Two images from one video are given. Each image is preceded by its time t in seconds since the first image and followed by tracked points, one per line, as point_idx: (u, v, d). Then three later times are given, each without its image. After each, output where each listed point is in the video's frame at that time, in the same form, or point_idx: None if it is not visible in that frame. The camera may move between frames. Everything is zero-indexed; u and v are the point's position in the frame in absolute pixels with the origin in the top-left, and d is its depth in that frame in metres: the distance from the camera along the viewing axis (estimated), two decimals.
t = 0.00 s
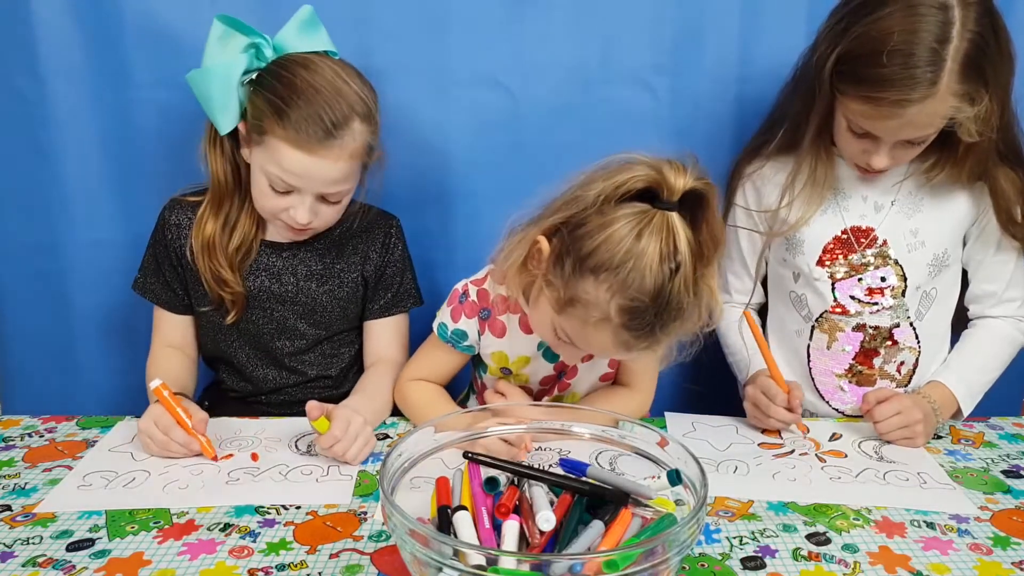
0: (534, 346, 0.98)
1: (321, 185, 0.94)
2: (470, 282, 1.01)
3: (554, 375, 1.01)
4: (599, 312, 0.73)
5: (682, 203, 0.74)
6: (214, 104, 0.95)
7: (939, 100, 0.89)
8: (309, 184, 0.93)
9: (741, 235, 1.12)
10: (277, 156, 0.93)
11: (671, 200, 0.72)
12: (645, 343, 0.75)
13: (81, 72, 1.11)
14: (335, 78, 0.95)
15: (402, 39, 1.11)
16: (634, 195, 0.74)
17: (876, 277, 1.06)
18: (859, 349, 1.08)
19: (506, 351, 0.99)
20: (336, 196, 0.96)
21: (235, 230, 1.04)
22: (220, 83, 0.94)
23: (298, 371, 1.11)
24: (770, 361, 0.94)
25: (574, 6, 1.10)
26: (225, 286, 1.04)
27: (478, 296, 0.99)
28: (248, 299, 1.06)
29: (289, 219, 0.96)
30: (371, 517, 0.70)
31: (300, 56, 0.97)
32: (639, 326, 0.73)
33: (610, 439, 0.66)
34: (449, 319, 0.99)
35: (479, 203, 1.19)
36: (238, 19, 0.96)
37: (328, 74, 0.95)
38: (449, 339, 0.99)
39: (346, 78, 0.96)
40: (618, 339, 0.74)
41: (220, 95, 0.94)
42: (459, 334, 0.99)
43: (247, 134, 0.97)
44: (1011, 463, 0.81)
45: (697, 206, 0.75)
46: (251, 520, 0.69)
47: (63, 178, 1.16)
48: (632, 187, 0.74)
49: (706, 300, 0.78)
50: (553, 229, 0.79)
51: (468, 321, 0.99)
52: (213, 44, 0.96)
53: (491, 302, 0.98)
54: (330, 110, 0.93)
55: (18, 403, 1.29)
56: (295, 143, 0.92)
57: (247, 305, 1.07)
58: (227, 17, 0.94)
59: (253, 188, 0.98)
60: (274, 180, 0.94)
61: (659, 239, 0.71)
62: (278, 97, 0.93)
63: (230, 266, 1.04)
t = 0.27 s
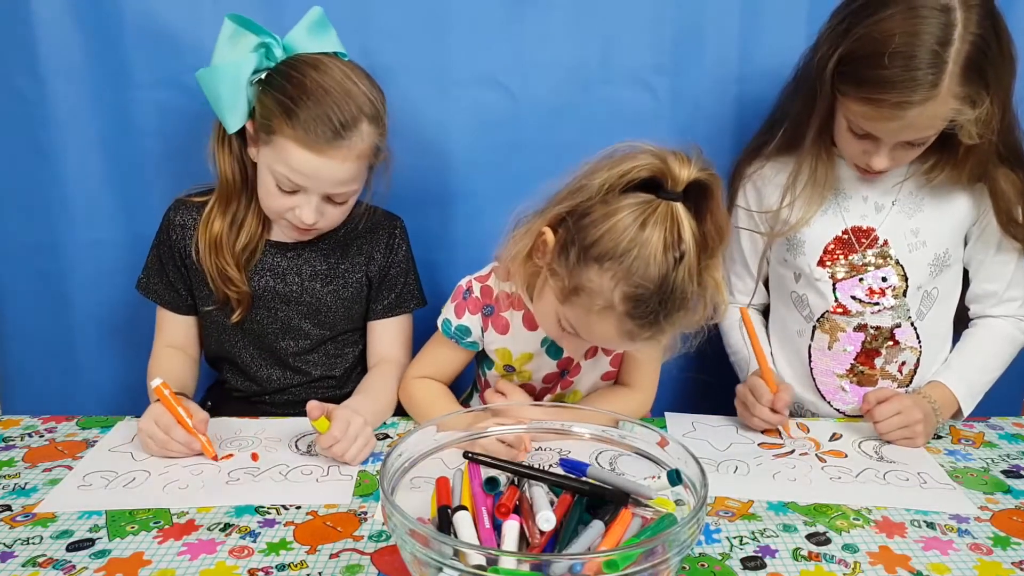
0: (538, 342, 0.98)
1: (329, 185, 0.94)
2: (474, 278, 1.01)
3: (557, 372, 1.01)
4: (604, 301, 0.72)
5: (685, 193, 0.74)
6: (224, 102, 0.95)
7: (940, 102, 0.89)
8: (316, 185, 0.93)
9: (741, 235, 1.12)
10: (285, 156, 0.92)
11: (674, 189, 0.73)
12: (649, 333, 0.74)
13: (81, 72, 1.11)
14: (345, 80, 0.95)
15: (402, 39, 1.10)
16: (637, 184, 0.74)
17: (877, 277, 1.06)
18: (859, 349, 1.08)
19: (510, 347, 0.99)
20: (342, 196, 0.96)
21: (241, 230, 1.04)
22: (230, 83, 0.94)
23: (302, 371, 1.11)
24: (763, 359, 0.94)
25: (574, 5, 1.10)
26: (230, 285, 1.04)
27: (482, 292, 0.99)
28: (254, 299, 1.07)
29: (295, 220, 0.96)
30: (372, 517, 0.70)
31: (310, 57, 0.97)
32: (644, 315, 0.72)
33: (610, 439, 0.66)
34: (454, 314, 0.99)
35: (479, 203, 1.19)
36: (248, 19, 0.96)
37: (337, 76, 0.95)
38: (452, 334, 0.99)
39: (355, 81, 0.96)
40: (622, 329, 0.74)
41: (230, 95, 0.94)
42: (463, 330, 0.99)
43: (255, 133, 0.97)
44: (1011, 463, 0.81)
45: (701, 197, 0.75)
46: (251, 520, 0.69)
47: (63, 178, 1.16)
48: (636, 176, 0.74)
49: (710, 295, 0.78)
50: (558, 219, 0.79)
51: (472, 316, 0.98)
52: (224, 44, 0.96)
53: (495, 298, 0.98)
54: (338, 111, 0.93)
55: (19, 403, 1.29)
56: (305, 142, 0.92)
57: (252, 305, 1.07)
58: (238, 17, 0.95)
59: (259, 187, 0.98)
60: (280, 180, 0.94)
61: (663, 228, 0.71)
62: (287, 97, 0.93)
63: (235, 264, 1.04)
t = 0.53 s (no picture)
0: (542, 341, 0.98)
1: (335, 184, 0.94)
2: (477, 277, 1.01)
3: (560, 371, 1.01)
4: (609, 299, 0.72)
5: (690, 192, 0.75)
6: (232, 100, 0.95)
7: (942, 103, 0.89)
8: (323, 184, 0.93)
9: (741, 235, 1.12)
10: (293, 154, 0.92)
11: (680, 188, 0.73)
12: (653, 331, 0.74)
13: (81, 72, 1.11)
14: (353, 80, 0.95)
15: (402, 39, 1.10)
16: (642, 182, 0.74)
17: (878, 277, 1.06)
18: (860, 349, 1.08)
19: (514, 346, 0.99)
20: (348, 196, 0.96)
21: (246, 229, 1.04)
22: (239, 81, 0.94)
23: (305, 371, 1.11)
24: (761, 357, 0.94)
25: (574, 5, 1.10)
26: (234, 283, 1.05)
27: (485, 292, 0.99)
28: (257, 297, 1.07)
29: (301, 220, 0.96)
30: (372, 517, 0.70)
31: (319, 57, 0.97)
32: (649, 313, 0.72)
33: (610, 439, 0.66)
34: (457, 314, 0.99)
35: (479, 203, 1.19)
36: (260, 18, 0.96)
37: (345, 75, 0.95)
38: (455, 334, 0.99)
39: (363, 80, 0.96)
40: (627, 327, 0.74)
41: (238, 93, 0.95)
42: (465, 329, 0.99)
43: (262, 132, 0.97)
44: (1012, 463, 0.81)
45: (706, 196, 0.76)
46: (251, 520, 0.69)
47: (63, 178, 1.16)
48: (641, 174, 0.74)
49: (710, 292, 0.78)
50: (562, 217, 0.79)
51: (475, 316, 0.98)
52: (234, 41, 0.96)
53: (498, 297, 0.98)
54: (347, 110, 0.93)
55: (19, 403, 1.29)
56: (314, 141, 0.92)
57: (255, 303, 1.07)
58: (249, 15, 0.95)
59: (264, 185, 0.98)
60: (287, 178, 0.94)
61: (667, 226, 0.71)
62: (296, 96, 0.93)
63: (239, 262, 1.04)
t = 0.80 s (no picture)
0: (543, 342, 0.98)
1: (343, 185, 0.94)
2: (477, 279, 1.00)
3: (560, 372, 1.01)
4: (612, 304, 0.72)
5: (694, 197, 0.74)
6: (242, 98, 0.95)
7: (944, 103, 0.90)
8: (331, 184, 0.93)
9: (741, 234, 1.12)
10: (302, 154, 0.92)
11: (685, 193, 0.73)
12: (656, 336, 0.74)
13: (81, 72, 1.11)
14: (364, 83, 0.96)
15: (402, 39, 1.10)
16: (647, 187, 0.74)
17: (878, 276, 1.06)
18: (859, 348, 1.08)
19: (515, 348, 0.99)
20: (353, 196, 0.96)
21: (252, 228, 1.04)
22: (249, 79, 0.94)
23: (308, 370, 1.11)
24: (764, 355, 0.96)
25: (574, 6, 1.10)
26: (240, 280, 1.04)
27: (485, 294, 0.99)
28: (262, 296, 1.07)
29: (307, 220, 0.96)
30: (372, 517, 0.70)
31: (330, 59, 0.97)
32: (652, 318, 0.72)
33: (610, 439, 0.66)
34: (457, 315, 0.98)
35: (479, 203, 1.19)
36: (273, 18, 0.96)
37: (357, 78, 0.96)
38: (455, 336, 0.99)
39: (375, 84, 0.96)
40: (629, 332, 0.74)
41: (249, 92, 0.94)
42: (465, 331, 0.98)
43: (271, 130, 0.97)
44: (1012, 463, 0.81)
45: (710, 201, 0.75)
46: (251, 520, 0.69)
47: (63, 178, 1.16)
48: (645, 179, 0.74)
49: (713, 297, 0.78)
50: (566, 221, 0.79)
51: (475, 318, 0.98)
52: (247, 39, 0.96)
53: (498, 299, 0.98)
54: (359, 113, 0.93)
55: (18, 403, 1.29)
56: (324, 142, 0.92)
57: (259, 302, 1.07)
58: (264, 15, 0.96)
59: (272, 183, 0.98)
60: (295, 178, 0.94)
61: (671, 231, 0.71)
62: (308, 97, 0.94)
63: (245, 260, 1.04)
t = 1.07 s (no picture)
0: (542, 341, 0.98)
1: (348, 187, 0.93)
2: (477, 278, 1.00)
3: (560, 371, 1.01)
4: (610, 300, 0.72)
5: (695, 194, 0.74)
6: (250, 98, 0.95)
7: (948, 104, 0.90)
8: (337, 186, 0.93)
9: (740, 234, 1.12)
10: (310, 156, 0.92)
11: (684, 190, 0.73)
12: (656, 333, 0.74)
13: (81, 72, 1.11)
14: (373, 86, 0.96)
15: (402, 39, 1.10)
16: (646, 184, 0.74)
17: (877, 276, 1.06)
18: (859, 348, 1.08)
19: (515, 346, 0.99)
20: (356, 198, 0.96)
21: (255, 227, 1.04)
22: (258, 79, 0.95)
23: (308, 370, 1.11)
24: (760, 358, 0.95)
25: (575, 6, 1.10)
26: (243, 279, 1.05)
27: (486, 292, 0.99)
28: (263, 294, 1.07)
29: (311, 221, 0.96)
30: (372, 517, 0.70)
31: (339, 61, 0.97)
32: (651, 315, 0.72)
33: (610, 439, 0.66)
34: (457, 314, 0.98)
35: (479, 203, 1.18)
36: (285, 19, 0.97)
37: (366, 81, 0.96)
38: (455, 334, 0.99)
39: (383, 87, 0.97)
40: (628, 329, 0.74)
41: (257, 92, 0.95)
42: (464, 330, 0.98)
43: (278, 131, 0.97)
44: (1011, 463, 0.81)
45: (711, 198, 0.75)
46: (251, 520, 0.69)
47: (63, 178, 1.16)
48: (645, 176, 0.74)
49: (715, 296, 0.78)
50: (566, 217, 0.79)
51: (475, 316, 0.98)
52: (257, 40, 0.97)
53: (498, 298, 0.98)
54: (367, 116, 0.93)
55: (18, 403, 1.29)
56: (332, 143, 0.92)
57: (261, 300, 1.07)
58: (276, 16, 0.96)
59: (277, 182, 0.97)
60: (301, 178, 0.94)
61: (671, 228, 0.71)
62: (317, 98, 0.94)
63: (248, 259, 1.04)
